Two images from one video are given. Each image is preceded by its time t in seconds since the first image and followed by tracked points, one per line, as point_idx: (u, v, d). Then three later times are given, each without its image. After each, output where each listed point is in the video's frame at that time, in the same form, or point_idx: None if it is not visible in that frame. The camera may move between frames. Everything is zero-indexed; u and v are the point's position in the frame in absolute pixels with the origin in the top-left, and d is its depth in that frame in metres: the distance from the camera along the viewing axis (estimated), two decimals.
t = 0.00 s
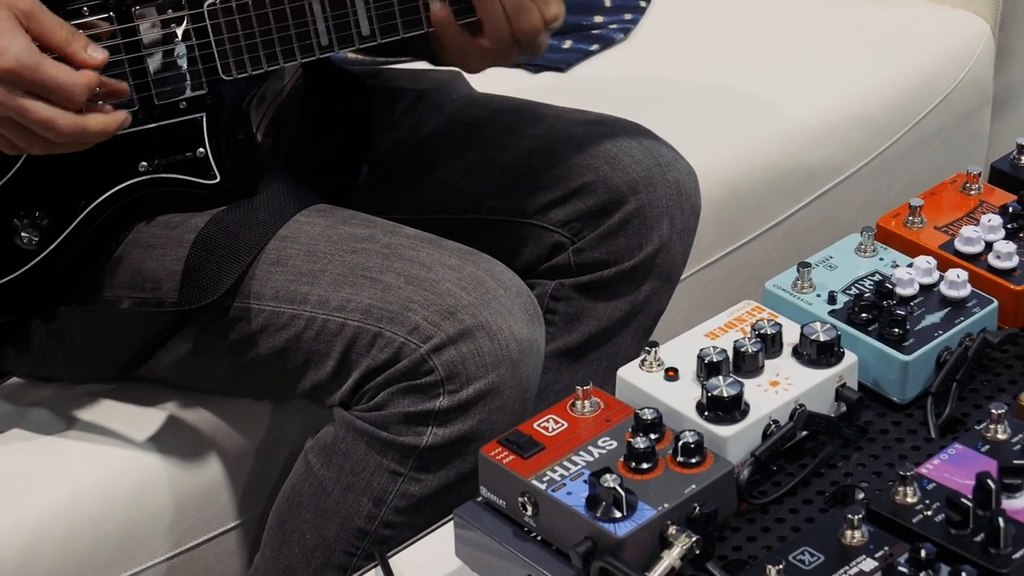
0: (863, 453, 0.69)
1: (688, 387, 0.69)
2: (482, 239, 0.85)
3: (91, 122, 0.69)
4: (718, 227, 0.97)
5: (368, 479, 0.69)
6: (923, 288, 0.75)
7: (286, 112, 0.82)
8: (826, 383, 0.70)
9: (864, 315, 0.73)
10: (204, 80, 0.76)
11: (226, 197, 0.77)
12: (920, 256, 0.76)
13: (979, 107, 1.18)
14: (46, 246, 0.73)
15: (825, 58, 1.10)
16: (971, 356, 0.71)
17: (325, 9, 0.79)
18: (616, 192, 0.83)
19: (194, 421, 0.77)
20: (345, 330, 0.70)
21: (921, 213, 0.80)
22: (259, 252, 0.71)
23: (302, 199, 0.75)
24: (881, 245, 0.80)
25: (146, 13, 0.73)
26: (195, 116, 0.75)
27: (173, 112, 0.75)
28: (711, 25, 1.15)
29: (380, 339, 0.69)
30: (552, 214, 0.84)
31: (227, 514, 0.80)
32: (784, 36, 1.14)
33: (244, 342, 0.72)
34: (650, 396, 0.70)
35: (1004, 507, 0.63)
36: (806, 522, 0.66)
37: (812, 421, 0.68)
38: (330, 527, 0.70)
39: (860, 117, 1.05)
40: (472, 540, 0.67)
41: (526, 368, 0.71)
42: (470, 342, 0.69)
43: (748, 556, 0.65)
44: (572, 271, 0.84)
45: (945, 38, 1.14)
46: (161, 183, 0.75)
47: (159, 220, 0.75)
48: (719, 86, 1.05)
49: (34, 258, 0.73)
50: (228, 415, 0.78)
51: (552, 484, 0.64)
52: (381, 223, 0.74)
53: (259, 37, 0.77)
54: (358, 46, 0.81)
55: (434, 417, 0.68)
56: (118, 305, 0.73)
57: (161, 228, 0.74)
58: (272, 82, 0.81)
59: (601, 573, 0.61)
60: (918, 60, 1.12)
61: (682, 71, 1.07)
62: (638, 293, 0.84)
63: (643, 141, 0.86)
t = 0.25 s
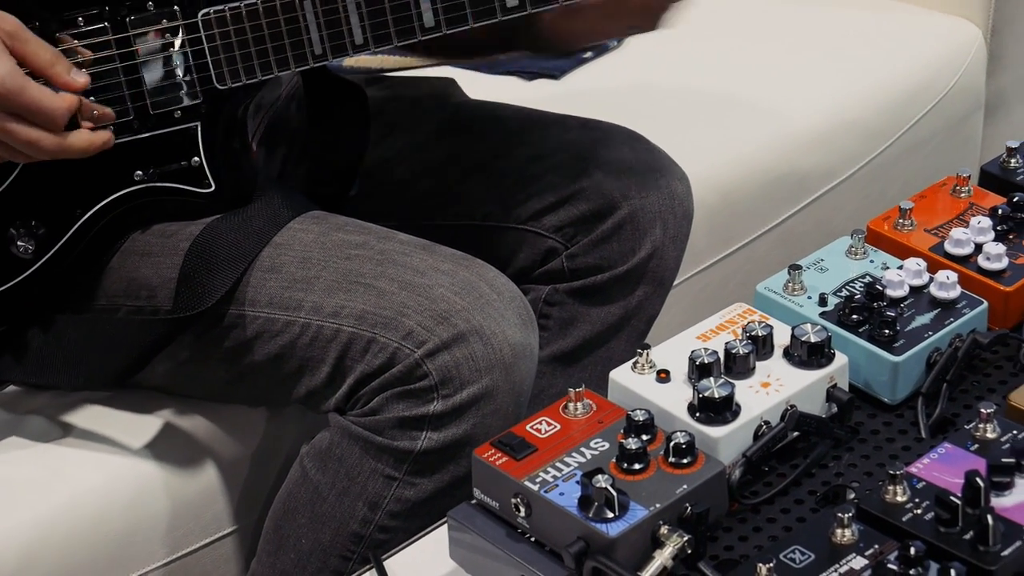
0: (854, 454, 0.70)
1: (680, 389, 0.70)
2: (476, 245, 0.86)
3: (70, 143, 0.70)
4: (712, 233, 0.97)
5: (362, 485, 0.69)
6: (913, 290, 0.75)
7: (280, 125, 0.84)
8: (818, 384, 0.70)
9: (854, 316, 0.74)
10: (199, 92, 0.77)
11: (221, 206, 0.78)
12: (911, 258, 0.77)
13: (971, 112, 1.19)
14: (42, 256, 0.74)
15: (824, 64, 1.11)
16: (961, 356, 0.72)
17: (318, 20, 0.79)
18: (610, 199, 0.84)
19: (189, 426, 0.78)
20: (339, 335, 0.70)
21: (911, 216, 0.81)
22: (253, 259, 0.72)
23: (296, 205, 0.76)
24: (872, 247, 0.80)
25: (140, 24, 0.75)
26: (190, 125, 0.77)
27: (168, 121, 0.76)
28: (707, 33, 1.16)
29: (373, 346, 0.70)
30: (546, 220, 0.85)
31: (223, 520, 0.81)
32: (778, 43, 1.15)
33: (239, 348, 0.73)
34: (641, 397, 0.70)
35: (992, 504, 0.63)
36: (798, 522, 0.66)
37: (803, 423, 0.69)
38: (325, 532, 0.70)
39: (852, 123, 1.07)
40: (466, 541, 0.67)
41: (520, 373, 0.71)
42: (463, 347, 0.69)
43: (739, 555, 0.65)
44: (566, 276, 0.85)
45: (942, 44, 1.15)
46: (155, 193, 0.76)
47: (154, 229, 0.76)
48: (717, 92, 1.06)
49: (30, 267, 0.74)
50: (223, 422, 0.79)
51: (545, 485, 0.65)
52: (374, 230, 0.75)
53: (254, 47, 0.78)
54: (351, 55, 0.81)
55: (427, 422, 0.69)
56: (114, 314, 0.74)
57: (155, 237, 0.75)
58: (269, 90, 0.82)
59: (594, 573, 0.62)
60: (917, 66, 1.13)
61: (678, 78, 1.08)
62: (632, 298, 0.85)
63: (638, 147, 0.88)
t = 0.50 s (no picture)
0: (843, 450, 0.70)
1: (669, 386, 0.71)
2: (465, 244, 0.87)
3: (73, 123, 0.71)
4: (703, 233, 0.98)
5: (354, 484, 0.70)
6: (902, 287, 0.76)
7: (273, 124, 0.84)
8: (806, 381, 0.71)
9: (843, 313, 0.74)
10: (190, 94, 0.78)
11: (212, 207, 0.79)
12: (899, 255, 0.77)
13: (962, 112, 1.20)
14: (35, 257, 0.74)
15: (817, 65, 1.12)
16: (949, 353, 0.72)
17: (307, 20, 0.81)
18: (599, 197, 0.84)
19: (182, 429, 0.78)
20: (331, 334, 0.71)
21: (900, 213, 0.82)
22: (244, 259, 0.72)
23: (286, 206, 0.76)
24: (861, 245, 0.81)
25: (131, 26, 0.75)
26: (181, 127, 0.78)
27: (160, 123, 0.77)
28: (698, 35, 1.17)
29: (364, 346, 0.70)
30: (536, 220, 0.85)
31: (218, 520, 0.81)
32: (769, 44, 1.15)
33: (231, 349, 0.73)
34: (631, 394, 0.71)
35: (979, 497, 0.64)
36: (787, 517, 0.66)
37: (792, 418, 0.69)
38: (318, 531, 0.70)
39: (842, 124, 1.07)
40: (458, 539, 0.67)
41: (510, 371, 0.72)
42: (453, 346, 0.70)
43: (729, 550, 0.66)
44: (556, 275, 0.86)
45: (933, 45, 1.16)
46: (148, 194, 0.77)
47: (147, 230, 0.77)
48: (709, 94, 1.07)
49: (23, 269, 0.74)
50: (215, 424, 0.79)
51: (536, 481, 0.65)
52: (365, 230, 0.75)
53: (243, 48, 0.79)
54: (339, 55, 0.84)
55: (419, 420, 0.69)
56: (107, 316, 0.74)
57: (148, 238, 0.75)
58: (254, 93, 0.82)
59: (585, 568, 0.62)
60: (909, 67, 1.13)
61: (671, 79, 1.09)
62: (621, 296, 0.86)
63: (628, 146, 0.88)
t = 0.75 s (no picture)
0: (837, 448, 0.70)
1: (663, 386, 0.71)
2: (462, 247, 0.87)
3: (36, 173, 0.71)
4: (699, 235, 0.99)
5: (350, 483, 0.70)
6: (895, 286, 0.76)
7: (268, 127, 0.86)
8: (800, 380, 0.71)
9: (836, 313, 0.75)
10: (188, 92, 0.78)
11: (209, 206, 0.79)
12: (892, 255, 0.78)
13: (957, 114, 1.21)
14: (33, 257, 0.75)
15: (813, 68, 1.12)
16: (942, 351, 0.73)
17: (303, 18, 0.80)
18: (596, 199, 0.85)
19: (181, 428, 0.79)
20: (326, 334, 0.71)
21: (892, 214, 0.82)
22: (240, 260, 0.73)
23: (283, 207, 0.77)
24: (855, 245, 0.81)
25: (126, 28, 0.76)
26: (178, 125, 0.78)
27: (157, 121, 0.78)
28: (694, 38, 1.18)
29: (360, 345, 0.71)
30: (533, 222, 0.86)
31: (216, 521, 0.81)
32: (764, 47, 1.16)
33: (228, 349, 0.74)
34: (626, 394, 0.71)
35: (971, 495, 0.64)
36: (781, 515, 0.67)
37: (786, 417, 0.70)
38: (316, 530, 0.70)
39: (836, 126, 1.08)
40: (454, 538, 0.68)
41: (505, 371, 0.72)
42: (448, 345, 0.70)
43: (723, 548, 0.66)
44: (553, 277, 0.86)
45: (928, 48, 1.17)
46: (146, 193, 0.78)
47: (145, 229, 0.77)
48: (704, 97, 1.07)
49: (21, 269, 0.75)
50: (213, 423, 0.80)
51: (531, 480, 0.66)
52: (361, 230, 0.76)
53: (240, 46, 0.79)
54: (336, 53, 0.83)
55: (414, 420, 0.70)
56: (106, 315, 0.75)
57: (147, 237, 0.76)
58: (251, 94, 0.84)
59: (579, 566, 0.63)
60: (904, 70, 1.14)
61: (667, 82, 1.10)
62: (619, 298, 0.86)
63: (621, 146, 0.89)
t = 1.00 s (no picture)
0: (835, 453, 0.70)
1: (663, 390, 0.71)
2: (466, 255, 0.88)
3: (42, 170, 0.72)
4: (698, 242, 0.99)
5: (350, 488, 0.70)
6: (894, 291, 0.77)
7: (270, 133, 0.86)
8: (799, 385, 0.71)
9: (835, 318, 0.75)
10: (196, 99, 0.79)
11: (211, 213, 0.79)
12: (890, 260, 0.78)
13: (956, 121, 1.21)
14: (34, 256, 0.75)
15: (813, 75, 1.13)
16: (940, 356, 0.73)
17: (311, 32, 0.82)
18: (597, 206, 0.85)
19: (183, 433, 0.79)
20: (327, 340, 0.72)
21: (891, 219, 0.83)
22: (242, 265, 0.73)
23: (285, 213, 0.77)
24: (854, 251, 0.82)
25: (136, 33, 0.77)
26: (183, 132, 0.78)
27: (163, 127, 0.78)
28: (694, 45, 1.18)
29: (360, 351, 0.71)
30: (538, 229, 0.86)
31: (216, 526, 0.82)
32: (764, 53, 1.16)
33: (229, 354, 0.74)
34: (626, 398, 0.72)
35: (969, 499, 0.64)
36: (780, 519, 0.67)
37: (786, 423, 0.70)
38: (316, 535, 0.71)
39: (835, 133, 1.08)
40: (453, 542, 0.68)
41: (505, 376, 0.73)
42: (449, 351, 0.71)
43: (722, 552, 0.66)
44: (555, 284, 0.86)
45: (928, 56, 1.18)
46: (149, 198, 0.78)
47: (147, 234, 0.78)
48: (705, 103, 1.08)
49: (22, 267, 0.75)
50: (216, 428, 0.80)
51: (530, 484, 0.66)
52: (362, 237, 0.76)
53: (248, 57, 0.80)
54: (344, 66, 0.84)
55: (415, 425, 0.70)
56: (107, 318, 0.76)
57: (148, 242, 0.77)
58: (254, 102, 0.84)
59: (579, 570, 0.63)
60: (903, 77, 1.15)
61: (667, 89, 1.10)
62: (621, 304, 0.86)
63: (621, 153, 0.89)
